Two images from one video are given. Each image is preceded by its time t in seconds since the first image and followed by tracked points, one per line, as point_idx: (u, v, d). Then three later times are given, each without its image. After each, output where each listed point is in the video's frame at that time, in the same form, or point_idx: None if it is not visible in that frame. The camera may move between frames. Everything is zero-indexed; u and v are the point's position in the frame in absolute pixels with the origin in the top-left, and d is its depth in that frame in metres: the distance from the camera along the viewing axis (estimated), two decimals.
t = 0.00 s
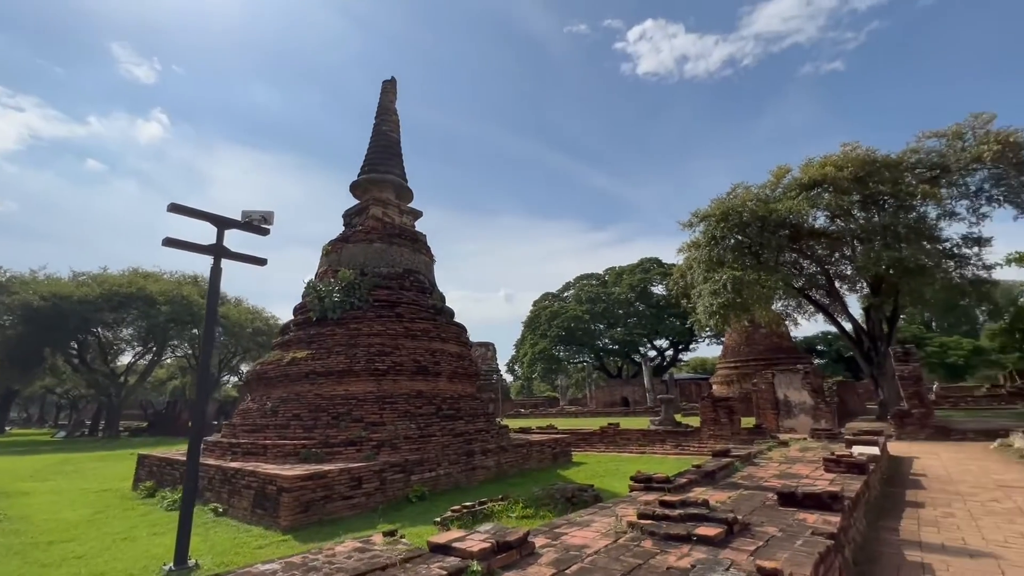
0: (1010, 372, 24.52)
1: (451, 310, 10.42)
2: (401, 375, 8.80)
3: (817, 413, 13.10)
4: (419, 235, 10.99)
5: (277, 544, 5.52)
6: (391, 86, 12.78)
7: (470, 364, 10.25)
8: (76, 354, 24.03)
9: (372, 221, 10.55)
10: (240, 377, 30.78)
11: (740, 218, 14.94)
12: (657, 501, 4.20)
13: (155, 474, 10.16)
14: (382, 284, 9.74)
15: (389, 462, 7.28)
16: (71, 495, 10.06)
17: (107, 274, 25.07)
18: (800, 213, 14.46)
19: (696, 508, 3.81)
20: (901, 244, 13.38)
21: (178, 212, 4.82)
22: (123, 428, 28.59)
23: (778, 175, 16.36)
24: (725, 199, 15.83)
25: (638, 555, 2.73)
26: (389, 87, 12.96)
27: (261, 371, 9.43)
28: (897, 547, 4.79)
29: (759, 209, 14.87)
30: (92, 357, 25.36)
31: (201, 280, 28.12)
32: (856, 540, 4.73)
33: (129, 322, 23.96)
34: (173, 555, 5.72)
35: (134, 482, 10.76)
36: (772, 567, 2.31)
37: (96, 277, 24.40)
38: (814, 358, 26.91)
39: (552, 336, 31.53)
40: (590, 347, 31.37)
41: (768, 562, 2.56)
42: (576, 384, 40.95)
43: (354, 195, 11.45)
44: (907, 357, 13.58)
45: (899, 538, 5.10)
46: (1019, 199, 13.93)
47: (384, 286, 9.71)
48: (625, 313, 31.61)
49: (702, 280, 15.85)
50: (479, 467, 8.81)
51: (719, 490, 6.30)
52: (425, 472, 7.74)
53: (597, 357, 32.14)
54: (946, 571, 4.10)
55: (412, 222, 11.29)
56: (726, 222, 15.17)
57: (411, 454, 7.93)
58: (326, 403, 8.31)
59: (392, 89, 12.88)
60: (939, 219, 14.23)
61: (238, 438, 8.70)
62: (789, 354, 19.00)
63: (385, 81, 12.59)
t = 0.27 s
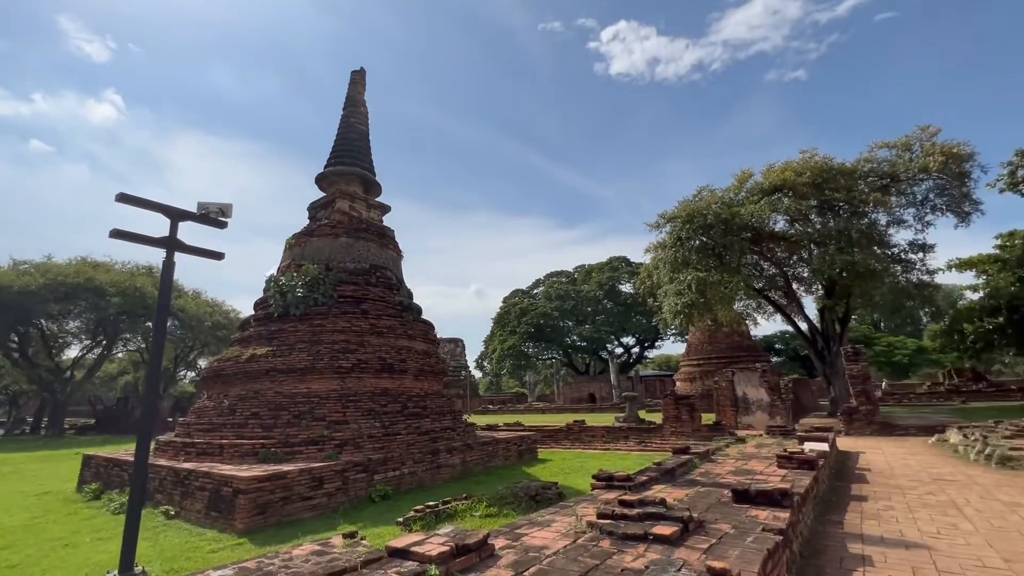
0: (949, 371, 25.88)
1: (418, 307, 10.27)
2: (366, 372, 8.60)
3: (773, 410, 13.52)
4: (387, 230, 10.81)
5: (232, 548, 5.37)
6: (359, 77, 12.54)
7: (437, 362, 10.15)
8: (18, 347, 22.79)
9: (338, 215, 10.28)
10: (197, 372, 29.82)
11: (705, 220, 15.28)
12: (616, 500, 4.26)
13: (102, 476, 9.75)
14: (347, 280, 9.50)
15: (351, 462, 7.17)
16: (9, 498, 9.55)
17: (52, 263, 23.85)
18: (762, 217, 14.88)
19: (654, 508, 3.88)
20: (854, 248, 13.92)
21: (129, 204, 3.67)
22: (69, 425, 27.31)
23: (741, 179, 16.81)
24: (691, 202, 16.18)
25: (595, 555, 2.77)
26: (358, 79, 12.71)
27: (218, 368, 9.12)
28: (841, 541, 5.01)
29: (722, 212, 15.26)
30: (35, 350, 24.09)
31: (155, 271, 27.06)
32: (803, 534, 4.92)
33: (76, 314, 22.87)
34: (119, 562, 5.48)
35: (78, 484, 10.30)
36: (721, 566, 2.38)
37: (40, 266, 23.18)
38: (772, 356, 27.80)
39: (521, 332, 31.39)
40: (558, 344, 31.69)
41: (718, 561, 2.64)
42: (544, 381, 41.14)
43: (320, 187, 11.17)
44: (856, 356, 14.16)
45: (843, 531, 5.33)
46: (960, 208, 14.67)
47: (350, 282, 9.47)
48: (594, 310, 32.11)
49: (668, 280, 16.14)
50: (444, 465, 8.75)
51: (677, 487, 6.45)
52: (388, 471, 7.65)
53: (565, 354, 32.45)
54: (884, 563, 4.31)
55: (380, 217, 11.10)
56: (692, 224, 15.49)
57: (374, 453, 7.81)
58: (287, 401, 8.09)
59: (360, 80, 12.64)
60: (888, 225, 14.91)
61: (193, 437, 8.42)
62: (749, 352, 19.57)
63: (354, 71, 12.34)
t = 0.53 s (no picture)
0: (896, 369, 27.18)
1: (384, 303, 10.13)
2: (328, 370, 8.43)
3: (732, 407, 13.92)
4: (353, 224, 10.61)
5: (182, 553, 5.19)
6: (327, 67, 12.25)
7: (403, 359, 10.03)
8: None
9: (302, 208, 10.02)
10: (151, 368, 28.74)
11: (671, 222, 15.57)
12: (577, 499, 4.31)
13: (42, 478, 9.28)
14: (311, 275, 9.28)
15: (312, 462, 7.03)
16: None
17: None
18: (725, 220, 15.26)
19: (613, 507, 3.94)
20: (810, 252, 14.42)
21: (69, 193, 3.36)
22: (8, 423, 25.91)
23: (707, 181, 17.16)
24: (658, 203, 16.44)
25: (553, 556, 2.80)
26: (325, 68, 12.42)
27: (171, 365, 8.78)
28: (790, 535, 5.20)
29: (688, 214, 15.55)
30: None
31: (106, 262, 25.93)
32: (755, 529, 5.08)
33: (17, 306, 21.71)
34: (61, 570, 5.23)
35: (16, 487, 9.78)
36: (673, 566, 2.43)
37: None
38: (732, 355, 28.62)
39: (491, 329, 31.60)
40: (527, 341, 31.87)
41: (671, 560, 2.71)
42: (512, 377, 41.30)
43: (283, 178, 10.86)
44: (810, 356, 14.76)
45: (794, 526, 5.52)
46: (908, 216, 15.37)
47: (314, 277, 9.24)
48: (563, 307, 32.40)
49: (635, 280, 16.40)
50: (408, 464, 8.66)
51: (637, 485, 6.56)
52: (350, 471, 7.54)
53: (534, 351, 32.70)
54: (829, 555, 4.50)
55: (346, 211, 10.89)
56: (658, 225, 15.76)
57: (336, 453, 7.68)
58: (244, 400, 7.85)
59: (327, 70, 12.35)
60: (842, 231, 15.52)
61: (143, 437, 8.10)
62: (712, 351, 20.07)
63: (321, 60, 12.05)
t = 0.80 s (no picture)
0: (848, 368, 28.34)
1: (348, 299, 9.95)
2: (289, 368, 8.23)
3: (694, 405, 14.26)
4: (317, 218, 10.38)
5: (127, 560, 4.98)
6: (292, 56, 11.92)
7: (367, 357, 9.88)
8: None
9: (264, 200, 9.74)
10: (99, 364, 27.55)
11: (638, 223, 15.79)
12: (538, 499, 4.33)
13: None
14: (272, 270, 9.03)
15: (269, 463, 6.85)
16: None
17: None
18: (691, 223, 15.57)
19: (573, 506, 3.97)
20: (770, 254, 14.87)
21: None
22: None
23: (673, 183, 17.47)
24: (626, 204, 16.64)
25: (512, 557, 2.80)
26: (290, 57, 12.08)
27: (120, 362, 8.40)
28: (744, 530, 5.35)
29: (654, 216, 15.80)
30: None
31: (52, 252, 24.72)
32: (710, 525, 5.21)
33: None
34: None
35: None
36: (628, 565, 2.47)
37: None
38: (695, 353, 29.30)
39: (459, 326, 31.63)
40: (496, 338, 31.90)
41: (627, 560, 2.75)
42: (480, 375, 41.30)
43: (244, 169, 10.53)
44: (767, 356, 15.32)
45: (748, 521, 5.69)
46: (861, 223, 16.01)
47: (274, 273, 9.00)
48: (532, 305, 32.59)
49: (602, 279, 16.61)
50: (371, 464, 8.54)
51: (599, 483, 6.64)
52: (310, 471, 7.38)
53: (503, 348, 32.80)
54: (780, 549, 4.64)
55: (310, 204, 10.65)
56: (626, 226, 15.96)
57: (295, 453, 7.51)
58: (199, 398, 7.58)
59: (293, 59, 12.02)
60: (800, 236, 16.06)
61: (87, 438, 7.74)
62: (676, 350, 20.50)
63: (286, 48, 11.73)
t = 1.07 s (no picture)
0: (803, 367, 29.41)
1: (311, 296, 9.73)
2: (247, 366, 8.00)
3: (657, 403, 14.52)
4: (279, 211, 10.11)
5: (66, 569, 4.75)
6: (255, 42, 11.55)
7: (330, 355, 9.69)
8: None
9: (223, 191, 9.47)
10: (42, 359, 26.17)
11: (606, 224, 15.95)
12: (499, 499, 4.32)
13: None
14: (230, 264, 8.74)
15: (224, 464, 6.64)
16: None
17: None
18: (657, 225, 15.85)
19: (534, 506, 3.98)
20: (731, 257, 15.26)
21: None
22: None
23: (641, 185, 17.72)
24: (595, 205, 16.79)
25: (470, 559, 2.79)
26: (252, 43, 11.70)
27: (63, 359, 7.98)
28: (699, 525, 5.48)
29: (622, 217, 15.98)
30: None
31: None
32: (668, 521, 5.31)
33: None
34: None
35: None
36: (584, 566, 2.49)
37: None
38: (659, 352, 29.90)
39: (427, 323, 31.28)
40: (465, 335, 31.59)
41: (585, 560, 2.77)
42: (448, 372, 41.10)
43: (201, 157, 10.16)
44: (727, 355, 15.73)
45: (705, 517, 5.82)
46: (816, 229, 16.58)
47: (233, 266, 8.72)
48: (501, 303, 32.62)
49: (570, 278, 16.72)
50: (332, 464, 8.38)
51: (562, 482, 6.68)
52: (268, 472, 7.19)
53: (471, 346, 32.62)
54: (733, 544, 4.78)
55: (272, 196, 10.36)
56: (594, 226, 16.10)
57: (252, 454, 7.31)
58: (149, 397, 7.27)
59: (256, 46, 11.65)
60: (760, 240, 16.53)
61: (25, 440, 7.33)
62: (642, 349, 20.84)
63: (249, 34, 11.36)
